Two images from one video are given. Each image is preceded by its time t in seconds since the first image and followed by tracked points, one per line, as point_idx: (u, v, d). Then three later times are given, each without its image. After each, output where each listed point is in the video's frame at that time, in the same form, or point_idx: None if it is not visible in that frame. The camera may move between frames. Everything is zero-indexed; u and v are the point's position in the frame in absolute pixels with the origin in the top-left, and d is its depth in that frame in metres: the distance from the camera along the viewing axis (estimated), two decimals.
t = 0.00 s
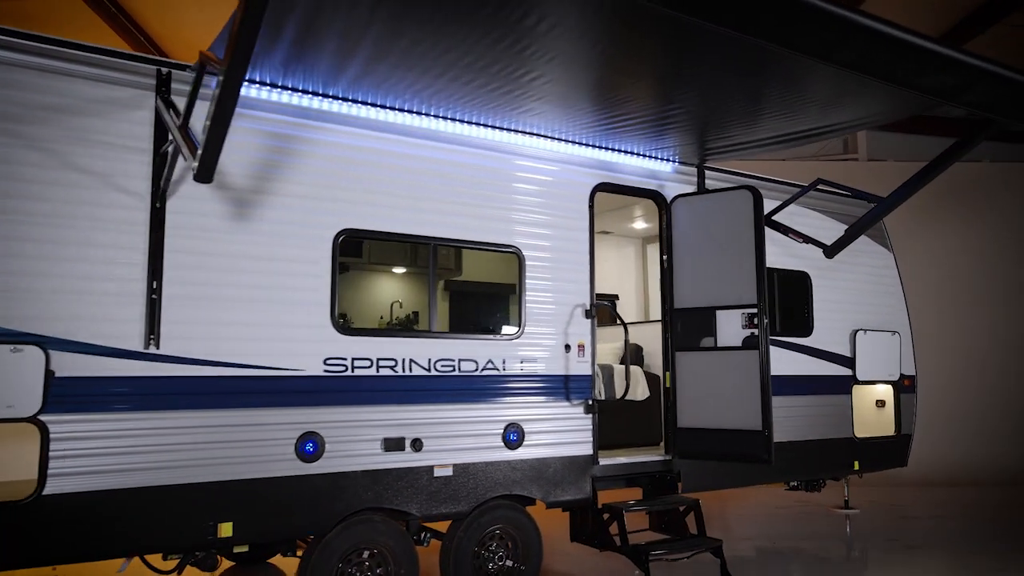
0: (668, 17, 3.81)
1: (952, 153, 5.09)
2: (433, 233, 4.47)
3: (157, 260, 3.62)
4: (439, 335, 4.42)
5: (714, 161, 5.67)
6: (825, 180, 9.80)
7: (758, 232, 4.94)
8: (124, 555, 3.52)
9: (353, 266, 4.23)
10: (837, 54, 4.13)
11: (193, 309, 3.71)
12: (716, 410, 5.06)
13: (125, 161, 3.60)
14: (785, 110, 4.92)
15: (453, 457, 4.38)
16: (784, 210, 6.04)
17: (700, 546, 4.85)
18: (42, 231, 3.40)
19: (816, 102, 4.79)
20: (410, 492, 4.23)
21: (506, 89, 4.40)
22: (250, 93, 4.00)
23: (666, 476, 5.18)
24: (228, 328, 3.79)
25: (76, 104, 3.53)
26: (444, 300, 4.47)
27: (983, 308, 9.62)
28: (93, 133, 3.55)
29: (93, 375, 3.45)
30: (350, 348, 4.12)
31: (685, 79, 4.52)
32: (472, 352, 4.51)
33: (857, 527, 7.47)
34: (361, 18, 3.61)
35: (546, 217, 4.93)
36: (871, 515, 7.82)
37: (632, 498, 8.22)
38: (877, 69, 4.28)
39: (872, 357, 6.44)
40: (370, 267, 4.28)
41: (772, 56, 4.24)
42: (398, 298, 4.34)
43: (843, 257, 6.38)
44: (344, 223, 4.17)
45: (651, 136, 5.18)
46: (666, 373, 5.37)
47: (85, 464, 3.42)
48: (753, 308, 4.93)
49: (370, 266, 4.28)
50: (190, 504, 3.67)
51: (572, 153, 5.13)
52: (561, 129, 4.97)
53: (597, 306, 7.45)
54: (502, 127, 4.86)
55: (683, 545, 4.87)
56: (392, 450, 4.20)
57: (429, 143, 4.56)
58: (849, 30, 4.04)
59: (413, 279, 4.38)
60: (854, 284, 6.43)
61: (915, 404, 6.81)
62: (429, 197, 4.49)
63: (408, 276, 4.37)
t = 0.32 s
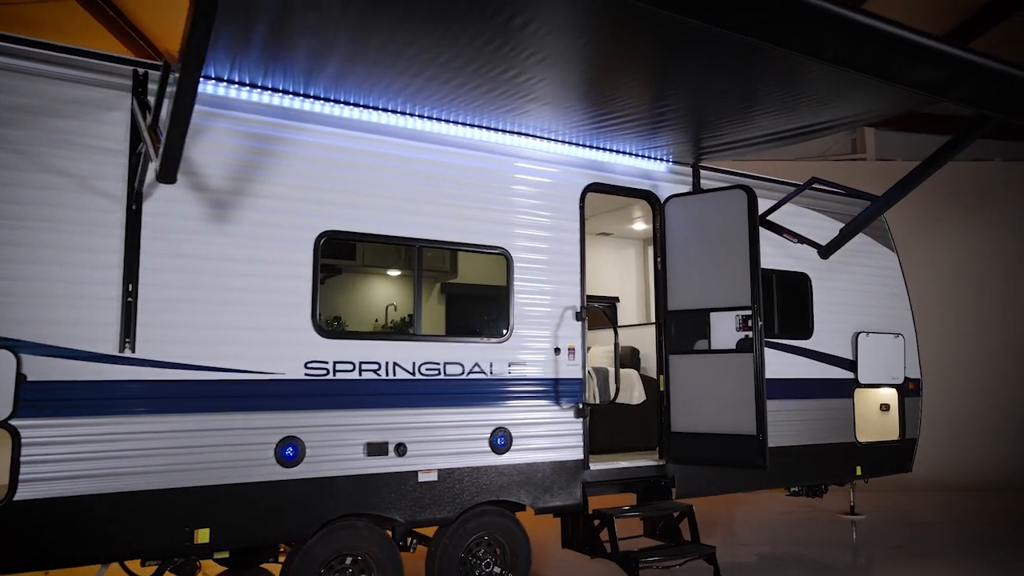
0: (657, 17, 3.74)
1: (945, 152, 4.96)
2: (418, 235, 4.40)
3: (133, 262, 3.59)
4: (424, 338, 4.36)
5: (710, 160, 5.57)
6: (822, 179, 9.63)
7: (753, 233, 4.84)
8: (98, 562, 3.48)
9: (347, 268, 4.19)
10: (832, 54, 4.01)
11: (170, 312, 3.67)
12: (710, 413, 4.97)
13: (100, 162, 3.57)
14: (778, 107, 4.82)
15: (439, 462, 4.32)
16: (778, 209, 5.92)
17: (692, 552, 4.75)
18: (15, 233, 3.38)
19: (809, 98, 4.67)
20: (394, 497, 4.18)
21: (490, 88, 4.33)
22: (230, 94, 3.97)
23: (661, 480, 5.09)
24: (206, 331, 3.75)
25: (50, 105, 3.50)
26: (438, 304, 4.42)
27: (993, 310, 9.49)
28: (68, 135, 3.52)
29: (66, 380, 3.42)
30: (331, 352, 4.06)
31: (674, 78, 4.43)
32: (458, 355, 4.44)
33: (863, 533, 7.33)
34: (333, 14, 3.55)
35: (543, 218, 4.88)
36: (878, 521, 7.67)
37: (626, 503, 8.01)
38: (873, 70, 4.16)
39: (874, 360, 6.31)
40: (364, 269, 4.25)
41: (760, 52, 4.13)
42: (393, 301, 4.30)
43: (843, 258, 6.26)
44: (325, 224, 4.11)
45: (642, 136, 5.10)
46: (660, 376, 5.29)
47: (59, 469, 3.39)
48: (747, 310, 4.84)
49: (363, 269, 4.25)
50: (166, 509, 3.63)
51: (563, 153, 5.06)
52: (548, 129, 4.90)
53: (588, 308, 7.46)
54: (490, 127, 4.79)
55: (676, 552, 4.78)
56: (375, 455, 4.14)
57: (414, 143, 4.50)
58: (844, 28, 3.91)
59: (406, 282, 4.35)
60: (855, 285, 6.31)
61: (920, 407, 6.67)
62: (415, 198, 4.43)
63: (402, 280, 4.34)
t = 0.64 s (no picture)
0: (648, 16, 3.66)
1: (946, 146, 4.82)
2: (405, 236, 4.34)
3: (112, 265, 3.57)
4: (410, 340, 4.30)
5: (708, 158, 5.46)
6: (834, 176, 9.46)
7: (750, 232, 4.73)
8: (77, 566, 3.47)
9: (344, 269, 4.18)
10: (828, 52, 3.88)
11: (148, 315, 3.65)
12: (708, 417, 4.86)
13: (78, 164, 3.56)
14: (774, 104, 4.71)
15: (426, 465, 4.26)
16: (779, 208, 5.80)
17: (689, 558, 4.65)
18: None
19: (805, 94, 4.55)
20: (379, 501, 4.13)
21: (476, 87, 4.26)
22: (212, 96, 3.94)
23: (657, 484, 5.00)
24: (185, 334, 3.72)
25: (28, 107, 3.49)
26: (440, 304, 4.40)
27: (1009, 310, 9.32)
28: (45, 137, 3.51)
29: (43, 383, 3.41)
30: (315, 354, 4.02)
31: (665, 75, 4.33)
32: (447, 358, 4.38)
33: (874, 538, 7.17)
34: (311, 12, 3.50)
35: (540, 218, 4.82)
36: (890, 526, 7.50)
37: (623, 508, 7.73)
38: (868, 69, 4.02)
39: (882, 361, 6.16)
40: (363, 271, 4.23)
41: (752, 49, 4.02)
42: (393, 301, 4.30)
43: (849, 257, 6.12)
44: (309, 226, 4.07)
45: (637, 134, 5.01)
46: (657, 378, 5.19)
47: (36, 473, 3.38)
48: (744, 311, 4.74)
49: (363, 270, 4.23)
50: (146, 513, 3.61)
51: (555, 153, 4.98)
52: (539, 128, 4.82)
53: (584, 310, 7.54)
54: (480, 126, 4.73)
55: (673, 558, 4.68)
56: (360, 458, 4.09)
57: (402, 143, 4.45)
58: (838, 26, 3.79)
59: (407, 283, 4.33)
60: (862, 285, 6.16)
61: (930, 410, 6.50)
62: (402, 199, 4.38)
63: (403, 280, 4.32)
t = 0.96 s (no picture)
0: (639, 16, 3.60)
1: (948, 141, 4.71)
2: (397, 236, 4.31)
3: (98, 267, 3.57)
4: (402, 342, 4.26)
5: (710, 155, 5.37)
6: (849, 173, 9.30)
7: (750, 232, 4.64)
8: (64, 567, 3.47)
9: (346, 270, 4.21)
10: (824, 49, 3.80)
11: (134, 318, 3.64)
12: (708, 418, 4.78)
13: (63, 167, 3.56)
14: (774, 100, 4.61)
15: (418, 468, 4.23)
16: (784, 205, 5.69)
17: (687, 563, 4.55)
18: None
19: (804, 90, 4.46)
20: (369, 503, 4.10)
21: (467, 87, 4.22)
22: (200, 97, 3.94)
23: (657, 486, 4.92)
24: (171, 336, 3.72)
25: (13, 111, 3.51)
26: (445, 304, 4.40)
27: None
28: (30, 140, 3.52)
29: (28, 385, 3.42)
30: (304, 356, 4.01)
31: (660, 74, 4.26)
32: (439, 359, 4.34)
33: (888, 541, 7.02)
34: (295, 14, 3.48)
35: (535, 216, 4.76)
36: (905, 529, 7.35)
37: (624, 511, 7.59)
38: (863, 65, 3.92)
39: (893, 362, 6.02)
40: (365, 271, 4.25)
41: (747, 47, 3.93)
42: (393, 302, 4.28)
43: (858, 256, 5.99)
44: (298, 227, 4.05)
45: (636, 132, 4.93)
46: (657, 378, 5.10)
47: (22, 475, 3.39)
48: (743, 311, 4.65)
49: (364, 271, 4.25)
50: (133, 515, 3.60)
51: (552, 152, 4.92)
52: (534, 126, 4.75)
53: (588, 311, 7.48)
54: (474, 126, 4.68)
55: (672, 562, 4.59)
56: (350, 460, 4.07)
57: (394, 143, 4.41)
58: (833, 22, 3.69)
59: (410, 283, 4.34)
60: (871, 284, 6.03)
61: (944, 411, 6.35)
62: (394, 199, 4.34)
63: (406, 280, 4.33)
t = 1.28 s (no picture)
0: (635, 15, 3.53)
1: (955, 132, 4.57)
2: (393, 235, 4.27)
3: (87, 268, 3.59)
4: (395, 342, 4.23)
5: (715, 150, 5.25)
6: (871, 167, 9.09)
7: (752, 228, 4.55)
8: (55, 568, 3.49)
9: (351, 269, 4.21)
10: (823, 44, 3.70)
11: (124, 320, 3.65)
12: (711, 419, 4.68)
13: (53, 169, 3.58)
14: (778, 94, 4.48)
15: (412, 469, 4.19)
16: (793, 201, 5.55)
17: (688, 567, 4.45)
18: None
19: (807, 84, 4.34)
20: (363, 504, 4.07)
21: (461, 85, 4.17)
22: (191, 98, 3.94)
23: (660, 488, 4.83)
24: (161, 337, 3.72)
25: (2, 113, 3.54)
26: (453, 301, 4.42)
27: None
28: (19, 143, 3.54)
29: (17, 386, 3.44)
30: (295, 356, 3.99)
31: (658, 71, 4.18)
32: (434, 360, 4.29)
33: (908, 545, 6.83)
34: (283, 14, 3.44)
35: (533, 213, 4.69)
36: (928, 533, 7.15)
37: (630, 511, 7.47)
38: (862, 58, 3.81)
39: (909, 361, 5.86)
40: (370, 269, 4.24)
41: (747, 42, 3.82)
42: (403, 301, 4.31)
43: (871, 252, 5.83)
44: (290, 226, 4.03)
45: (637, 128, 4.83)
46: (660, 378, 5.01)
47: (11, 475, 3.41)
48: (747, 309, 4.55)
49: (369, 270, 4.25)
50: (123, 516, 3.61)
51: (552, 148, 4.84)
52: (533, 124, 4.68)
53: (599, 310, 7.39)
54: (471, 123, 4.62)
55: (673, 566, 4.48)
56: (343, 461, 4.04)
57: (388, 142, 4.37)
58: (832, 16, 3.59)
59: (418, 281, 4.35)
60: (885, 281, 5.86)
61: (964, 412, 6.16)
62: (389, 198, 4.31)
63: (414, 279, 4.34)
